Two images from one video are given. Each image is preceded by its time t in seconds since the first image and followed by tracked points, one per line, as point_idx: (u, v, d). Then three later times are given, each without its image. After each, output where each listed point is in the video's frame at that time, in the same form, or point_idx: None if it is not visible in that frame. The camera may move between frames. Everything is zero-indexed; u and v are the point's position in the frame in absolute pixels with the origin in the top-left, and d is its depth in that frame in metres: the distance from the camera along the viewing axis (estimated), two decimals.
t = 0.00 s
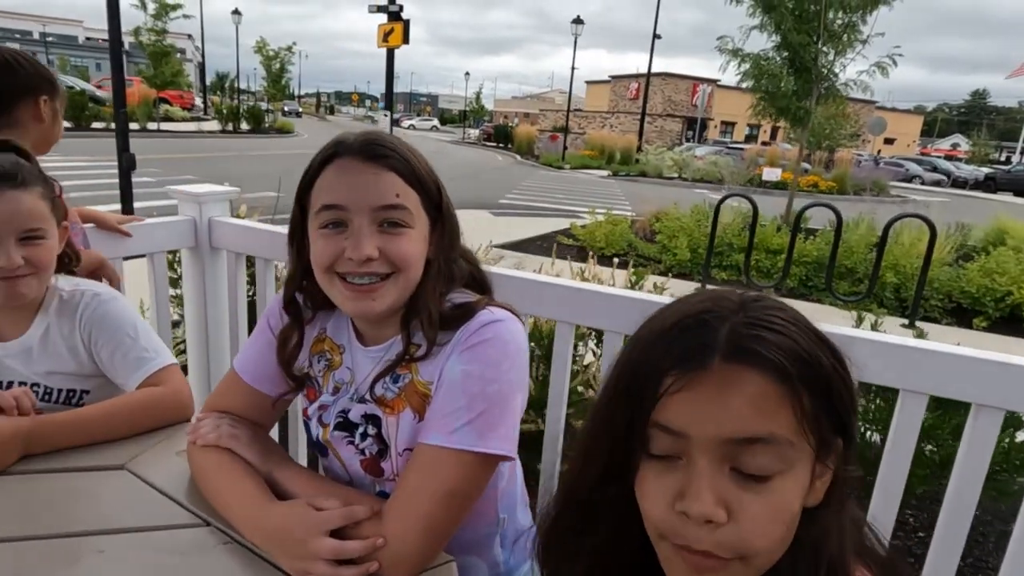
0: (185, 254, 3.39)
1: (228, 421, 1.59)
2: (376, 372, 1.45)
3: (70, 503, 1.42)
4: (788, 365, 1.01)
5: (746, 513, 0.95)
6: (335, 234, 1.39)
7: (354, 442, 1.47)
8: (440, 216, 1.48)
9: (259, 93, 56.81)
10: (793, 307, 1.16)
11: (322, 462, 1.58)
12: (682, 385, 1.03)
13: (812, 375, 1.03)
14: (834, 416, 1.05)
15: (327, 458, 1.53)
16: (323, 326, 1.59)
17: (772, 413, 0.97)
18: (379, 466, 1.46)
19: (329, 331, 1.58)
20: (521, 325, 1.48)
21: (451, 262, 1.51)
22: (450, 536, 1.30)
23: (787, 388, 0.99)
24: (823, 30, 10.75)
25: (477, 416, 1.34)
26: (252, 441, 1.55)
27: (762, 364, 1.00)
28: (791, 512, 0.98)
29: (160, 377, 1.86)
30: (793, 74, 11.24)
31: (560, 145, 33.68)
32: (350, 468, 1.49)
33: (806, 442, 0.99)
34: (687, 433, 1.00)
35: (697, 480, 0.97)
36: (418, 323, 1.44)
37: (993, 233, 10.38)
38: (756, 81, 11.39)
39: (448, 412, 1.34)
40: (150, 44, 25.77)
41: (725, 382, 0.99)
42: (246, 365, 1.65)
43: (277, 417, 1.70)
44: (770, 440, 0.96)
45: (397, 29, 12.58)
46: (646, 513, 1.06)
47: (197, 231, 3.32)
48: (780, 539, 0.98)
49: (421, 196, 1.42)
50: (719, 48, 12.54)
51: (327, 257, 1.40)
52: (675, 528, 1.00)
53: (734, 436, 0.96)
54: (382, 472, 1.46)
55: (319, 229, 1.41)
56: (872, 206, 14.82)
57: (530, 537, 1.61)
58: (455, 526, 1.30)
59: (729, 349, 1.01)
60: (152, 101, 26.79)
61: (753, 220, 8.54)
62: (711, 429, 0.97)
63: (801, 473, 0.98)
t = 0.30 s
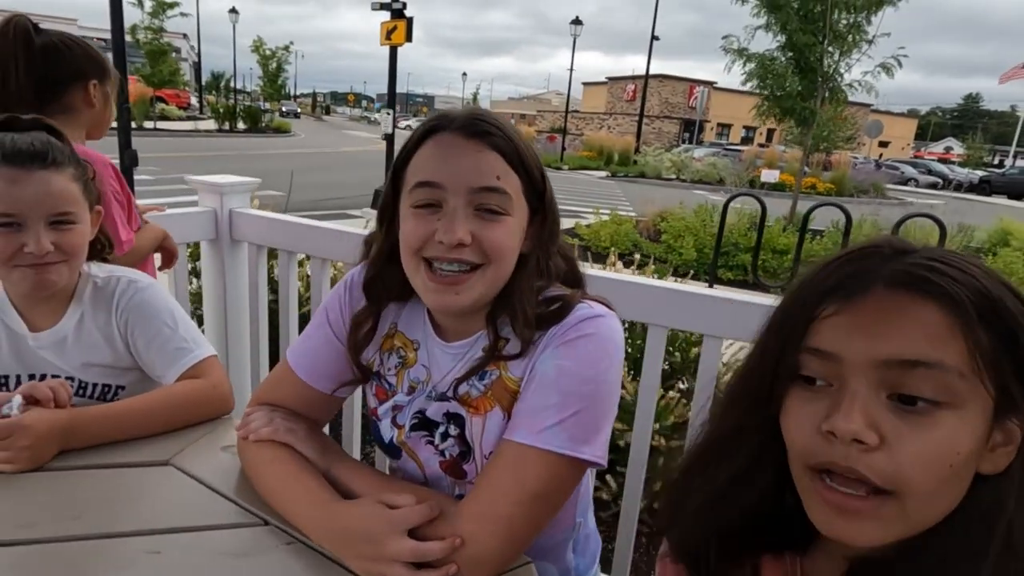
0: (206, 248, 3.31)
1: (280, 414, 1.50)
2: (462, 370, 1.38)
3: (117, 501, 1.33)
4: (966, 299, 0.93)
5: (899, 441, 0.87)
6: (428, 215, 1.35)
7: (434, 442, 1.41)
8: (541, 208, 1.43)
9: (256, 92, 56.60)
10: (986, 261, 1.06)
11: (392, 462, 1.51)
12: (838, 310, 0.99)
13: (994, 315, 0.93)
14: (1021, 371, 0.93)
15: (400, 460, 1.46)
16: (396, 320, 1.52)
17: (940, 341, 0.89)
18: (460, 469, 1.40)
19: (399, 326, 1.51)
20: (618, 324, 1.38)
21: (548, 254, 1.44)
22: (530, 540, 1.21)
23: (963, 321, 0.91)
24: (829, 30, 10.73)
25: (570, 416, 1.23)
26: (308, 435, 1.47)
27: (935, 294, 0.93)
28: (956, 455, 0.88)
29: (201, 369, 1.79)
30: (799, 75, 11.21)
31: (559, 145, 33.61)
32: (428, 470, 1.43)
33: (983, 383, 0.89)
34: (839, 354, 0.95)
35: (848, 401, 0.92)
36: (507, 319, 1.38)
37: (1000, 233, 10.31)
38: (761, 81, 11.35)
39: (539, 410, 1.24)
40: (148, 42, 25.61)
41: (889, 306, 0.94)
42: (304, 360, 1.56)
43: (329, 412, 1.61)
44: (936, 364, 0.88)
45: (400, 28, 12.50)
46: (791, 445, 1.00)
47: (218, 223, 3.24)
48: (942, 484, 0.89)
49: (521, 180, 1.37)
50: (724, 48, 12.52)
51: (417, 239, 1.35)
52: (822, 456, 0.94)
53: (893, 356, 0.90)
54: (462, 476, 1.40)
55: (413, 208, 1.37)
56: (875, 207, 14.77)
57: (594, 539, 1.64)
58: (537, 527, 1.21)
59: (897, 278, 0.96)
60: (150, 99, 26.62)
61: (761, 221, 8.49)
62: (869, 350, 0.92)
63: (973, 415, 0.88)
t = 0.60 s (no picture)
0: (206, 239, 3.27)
1: (290, 398, 1.45)
2: (485, 352, 1.30)
3: (121, 487, 1.28)
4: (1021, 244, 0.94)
5: (980, 385, 0.86)
6: (490, 200, 1.23)
7: (454, 428, 1.34)
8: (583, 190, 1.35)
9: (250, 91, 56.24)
10: None
11: (410, 450, 1.44)
12: (895, 271, 1.00)
13: None
14: None
15: (418, 446, 1.40)
16: (416, 303, 1.44)
17: (1006, 287, 0.90)
18: (481, 456, 1.34)
19: (419, 310, 1.42)
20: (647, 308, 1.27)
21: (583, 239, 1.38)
22: (552, 524, 1.16)
23: None
24: (826, 27, 10.69)
25: (598, 398, 1.15)
26: (321, 419, 1.42)
27: (991, 243, 0.95)
28: None
29: (206, 354, 1.74)
30: (796, 71, 11.18)
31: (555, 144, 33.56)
32: (448, 457, 1.37)
33: None
34: (902, 313, 0.96)
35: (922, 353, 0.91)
36: (538, 303, 1.29)
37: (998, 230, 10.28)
38: (759, 78, 11.32)
39: (564, 393, 1.16)
40: (141, 41, 25.46)
41: (946, 261, 0.95)
42: (317, 345, 1.48)
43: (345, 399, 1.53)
44: (1009, 309, 0.88)
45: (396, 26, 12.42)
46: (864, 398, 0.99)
47: (218, 214, 3.19)
48: None
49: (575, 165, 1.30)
50: (721, 45, 12.50)
51: (477, 225, 1.23)
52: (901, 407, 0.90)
53: (962, 304, 0.90)
54: (484, 463, 1.34)
55: (471, 190, 1.25)
56: (872, 204, 14.74)
57: (614, 528, 1.62)
58: (560, 510, 1.15)
59: (951, 232, 0.98)
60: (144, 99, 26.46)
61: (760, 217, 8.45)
62: (936, 301, 0.92)
63: None
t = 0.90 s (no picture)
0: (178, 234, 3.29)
1: (229, 384, 1.48)
2: (413, 338, 1.34)
3: (59, 470, 1.31)
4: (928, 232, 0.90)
5: (878, 370, 0.85)
6: (437, 201, 1.16)
7: (386, 413, 1.37)
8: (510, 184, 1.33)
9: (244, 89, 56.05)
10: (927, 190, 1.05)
11: (347, 436, 1.48)
12: (807, 259, 0.94)
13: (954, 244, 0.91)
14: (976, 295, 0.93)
15: (354, 431, 1.44)
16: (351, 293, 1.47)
17: (908, 277, 0.87)
18: (411, 439, 1.37)
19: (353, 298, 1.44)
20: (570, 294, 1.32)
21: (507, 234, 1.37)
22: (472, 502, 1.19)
23: (928, 254, 0.89)
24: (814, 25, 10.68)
25: (514, 379, 1.19)
26: (258, 405, 1.45)
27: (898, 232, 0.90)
28: (927, 380, 0.87)
29: (157, 343, 1.76)
30: (784, 70, 11.20)
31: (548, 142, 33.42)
32: (381, 442, 1.40)
33: (946, 310, 0.88)
34: (812, 303, 0.91)
35: (826, 341, 0.87)
36: (466, 293, 1.32)
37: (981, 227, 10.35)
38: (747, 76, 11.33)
39: (482, 374, 1.20)
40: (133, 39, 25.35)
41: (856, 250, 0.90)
42: (255, 333, 1.51)
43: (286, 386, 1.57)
44: (905, 296, 0.86)
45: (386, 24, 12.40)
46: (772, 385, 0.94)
47: (188, 210, 3.20)
48: (921, 407, 0.87)
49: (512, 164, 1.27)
50: (710, 43, 12.52)
51: (423, 225, 1.16)
52: (801, 391, 0.91)
53: (866, 292, 0.87)
54: (414, 446, 1.37)
55: (416, 190, 1.16)
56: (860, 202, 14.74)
57: (555, 511, 1.68)
58: (477, 489, 1.18)
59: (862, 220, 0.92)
60: (136, 98, 26.31)
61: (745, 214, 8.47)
62: (841, 290, 0.88)
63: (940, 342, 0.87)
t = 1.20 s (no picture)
0: (124, 217, 3.22)
1: (115, 352, 1.44)
2: (294, 305, 1.30)
3: None
4: (757, 170, 0.98)
5: (699, 312, 0.91)
6: (300, 159, 1.17)
7: (269, 380, 1.33)
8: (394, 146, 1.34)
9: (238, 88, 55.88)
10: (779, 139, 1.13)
11: (238, 407, 1.43)
12: (641, 194, 1.00)
13: (782, 183, 0.99)
14: (805, 235, 1.00)
15: (242, 401, 1.39)
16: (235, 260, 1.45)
17: (732, 211, 0.94)
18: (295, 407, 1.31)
19: (239, 268, 1.42)
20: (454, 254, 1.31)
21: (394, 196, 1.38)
22: (339, 466, 1.16)
23: (753, 192, 0.96)
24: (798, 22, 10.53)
25: (383, 338, 1.17)
26: (142, 372, 1.41)
27: (727, 170, 0.97)
28: (751, 321, 0.93)
29: (58, 315, 1.72)
30: (768, 66, 11.14)
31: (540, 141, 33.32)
32: (268, 411, 1.35)
33: (771, 247, 0.95)
34: (642, 240, 0.96)
35: (653, 280, 0.94)
36: (345, 257, 1.29)
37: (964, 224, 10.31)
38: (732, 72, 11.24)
39: (353, 334, 1.18)
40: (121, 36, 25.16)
41: (685, 184, 0.97)
42: (145, 302, 1.50)
43: (180, 357, 1.55)
44: (728, 234, 0.92)
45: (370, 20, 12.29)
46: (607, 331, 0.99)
47: (134, 193, 3.13)
48: (744, 349, 0.93)
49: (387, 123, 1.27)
50: (695, 41, 12.45)
51: (285, 185, 1.17)
52: (629, 336, 0.96)
53: (690, 231, 0.93)
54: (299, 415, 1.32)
55: (277, 149, 1.17)
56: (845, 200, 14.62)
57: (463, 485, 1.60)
58: (342, 451, 1.16)
59: (694, 158, 0.99)
60: (124, 95, 26.11)
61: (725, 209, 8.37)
62: (668, 227, 0.95)
63: (764, 280, 0.94)
